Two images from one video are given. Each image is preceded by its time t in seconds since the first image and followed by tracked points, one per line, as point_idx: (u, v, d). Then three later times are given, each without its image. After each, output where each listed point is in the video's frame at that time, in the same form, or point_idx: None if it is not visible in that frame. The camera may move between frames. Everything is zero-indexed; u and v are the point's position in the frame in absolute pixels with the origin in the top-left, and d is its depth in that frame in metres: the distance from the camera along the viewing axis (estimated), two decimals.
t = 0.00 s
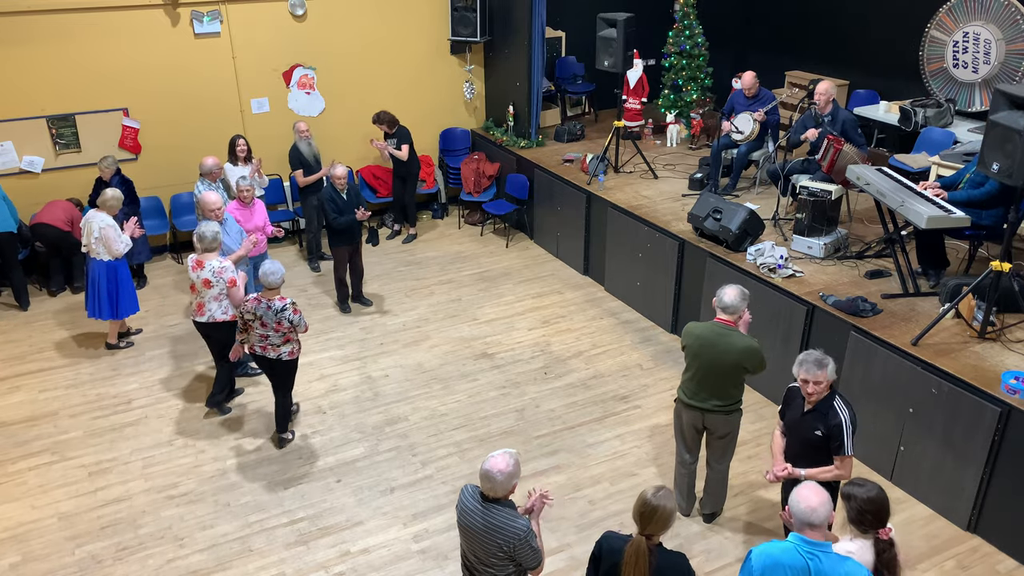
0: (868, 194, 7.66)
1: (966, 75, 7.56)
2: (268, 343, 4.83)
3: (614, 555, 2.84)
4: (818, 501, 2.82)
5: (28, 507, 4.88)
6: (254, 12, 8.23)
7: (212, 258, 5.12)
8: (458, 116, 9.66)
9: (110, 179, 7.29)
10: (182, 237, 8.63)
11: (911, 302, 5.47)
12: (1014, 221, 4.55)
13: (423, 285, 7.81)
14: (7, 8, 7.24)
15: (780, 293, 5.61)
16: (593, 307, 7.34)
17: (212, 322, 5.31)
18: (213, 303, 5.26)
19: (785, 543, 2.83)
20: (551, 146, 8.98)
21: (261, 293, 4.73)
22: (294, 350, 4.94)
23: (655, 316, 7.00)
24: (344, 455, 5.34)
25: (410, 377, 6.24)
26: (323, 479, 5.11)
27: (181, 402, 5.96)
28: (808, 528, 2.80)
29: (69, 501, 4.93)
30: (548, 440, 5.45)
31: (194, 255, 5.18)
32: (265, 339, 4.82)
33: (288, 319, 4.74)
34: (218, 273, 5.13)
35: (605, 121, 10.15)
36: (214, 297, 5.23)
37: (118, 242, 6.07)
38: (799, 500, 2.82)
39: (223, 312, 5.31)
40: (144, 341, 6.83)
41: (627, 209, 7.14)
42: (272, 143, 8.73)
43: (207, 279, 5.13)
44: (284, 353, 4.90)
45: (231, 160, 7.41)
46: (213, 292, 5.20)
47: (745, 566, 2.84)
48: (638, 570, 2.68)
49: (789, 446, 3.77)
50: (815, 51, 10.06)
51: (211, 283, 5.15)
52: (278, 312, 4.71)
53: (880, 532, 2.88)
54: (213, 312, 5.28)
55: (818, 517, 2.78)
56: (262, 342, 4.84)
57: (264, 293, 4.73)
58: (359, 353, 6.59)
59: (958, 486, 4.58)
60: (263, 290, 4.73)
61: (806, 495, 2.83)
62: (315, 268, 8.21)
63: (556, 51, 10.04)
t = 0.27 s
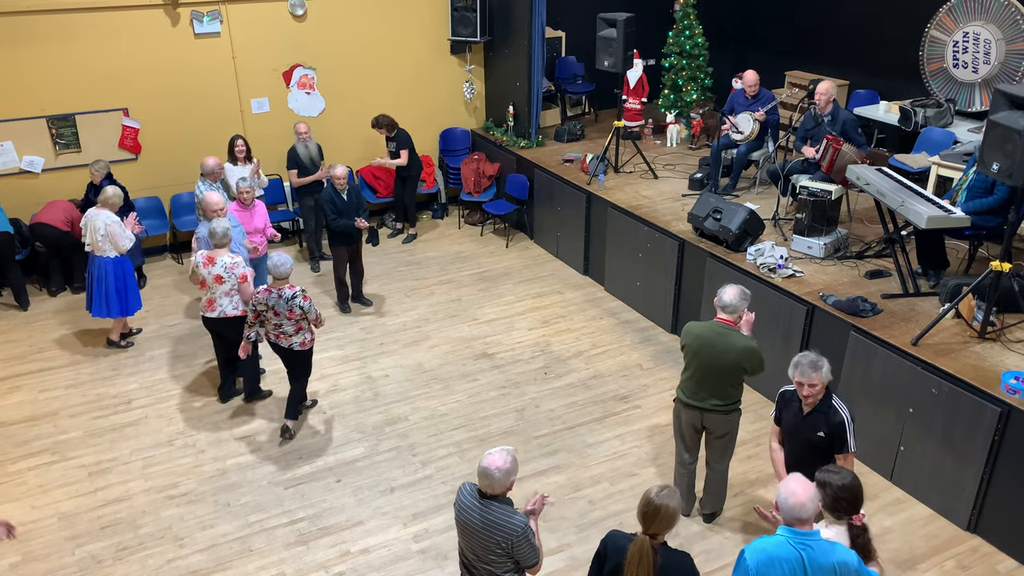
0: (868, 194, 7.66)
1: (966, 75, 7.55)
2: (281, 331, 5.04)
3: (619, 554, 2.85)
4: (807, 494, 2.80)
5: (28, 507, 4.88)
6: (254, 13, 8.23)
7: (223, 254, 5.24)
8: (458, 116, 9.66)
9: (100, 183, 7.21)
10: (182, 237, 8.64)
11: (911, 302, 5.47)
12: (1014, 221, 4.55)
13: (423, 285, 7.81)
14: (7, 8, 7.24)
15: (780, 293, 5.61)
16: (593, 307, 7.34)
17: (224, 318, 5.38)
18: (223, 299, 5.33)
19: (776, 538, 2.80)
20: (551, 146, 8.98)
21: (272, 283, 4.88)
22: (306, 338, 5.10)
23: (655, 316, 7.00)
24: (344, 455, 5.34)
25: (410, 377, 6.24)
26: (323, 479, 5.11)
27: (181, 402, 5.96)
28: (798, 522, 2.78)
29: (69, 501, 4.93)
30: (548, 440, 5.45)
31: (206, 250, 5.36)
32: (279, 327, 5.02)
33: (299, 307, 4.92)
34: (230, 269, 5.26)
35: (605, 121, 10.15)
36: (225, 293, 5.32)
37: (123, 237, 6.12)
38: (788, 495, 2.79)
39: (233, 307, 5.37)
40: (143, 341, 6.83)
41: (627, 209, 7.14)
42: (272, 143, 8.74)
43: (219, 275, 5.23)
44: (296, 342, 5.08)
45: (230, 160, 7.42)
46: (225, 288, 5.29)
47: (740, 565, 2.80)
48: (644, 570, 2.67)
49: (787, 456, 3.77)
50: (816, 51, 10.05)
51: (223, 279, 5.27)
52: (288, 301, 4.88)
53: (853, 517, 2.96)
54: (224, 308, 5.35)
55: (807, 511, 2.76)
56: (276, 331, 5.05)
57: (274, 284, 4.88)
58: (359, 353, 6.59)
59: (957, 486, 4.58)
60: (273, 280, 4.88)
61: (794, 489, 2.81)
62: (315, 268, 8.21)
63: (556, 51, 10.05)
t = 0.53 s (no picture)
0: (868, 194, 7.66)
1: (966, 75, 7.55)
2: (295, 321, 5.14)
3: (619, 549, 2.85)
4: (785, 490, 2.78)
5: (28, 507, 4.88)
6: (254, 13, 8.23)
7: (237, 250, 5.27)
8: (458, 115, 9.66)
9: (87, 185, 7.09)
10: (182, 237, 8.63)
11: (911, 302, 5.47)
12: (1014, 221, 4.55)
13: (423, 285, 7.81)
14: (7, 8, 7.24)
15: (780, 293, 5.61)
16: (593, 307, 7.34)
17: (239, 313, 5.42)
18: (238, 294, 5.36)
19: (753, 529, 2.85)
20: (551, 146, 8.99)
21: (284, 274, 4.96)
22: (318, 328, 5.21)
23: (655, 316, 7.00)
24: (344, 455, 5.34)
25: (410, 377, 6.24)
26: (323, 479, 5.11)
27: (181, 402, 5.96)
28: (775, 515, 2.79)
29: (68, 501, 4.93)
30: (548, 440, 5.45)
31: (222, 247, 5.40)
32: (292, 317, 5.13)
33: (310, 296, 5.00)
34: (245, 264, 5.29)
35: (605, 121, 10.15)
36: (241, 289, 5.35)
37: (131, 234, 6.21)
38: (763, 488, 2.80)
39: (248, 303, 5.41)
40: (143, 341, 6.83)
41: (627, 209, 7.14)
42: (272, 143, 8.74)
43: (235, 271, 5.26)
44: (310, 330, 5.19)
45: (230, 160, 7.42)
46: (241, 284, 5.32)
47: (718, 555, 2.89)
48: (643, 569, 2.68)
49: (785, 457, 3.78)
50: (816, 51, 10.05)
51: (239, 275, 5.29)
52: (300, 291, 4.97)
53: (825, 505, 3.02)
54: (239, 304, 5.39)
55: (783, 506, 2.76)
56: (289, 321, 5.15)
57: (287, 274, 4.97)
58: (359, 353, 6.59)
59: (957, 486, 4.58)
60: (285, 270, 4.95)
61: (771, 483, 2.79)
62: (315, 268, 8.22)
63: (556, 51, 10.04)
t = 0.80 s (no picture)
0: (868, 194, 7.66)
1: (966, 75, 7.55)
2: (315, 313, 5.25)
3: (611, 543, 2.84)
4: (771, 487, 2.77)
5: (28, 507, 4.88)
6: (254, 13, 8.23)
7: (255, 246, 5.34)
8: (458, 116, 9.66)
9: (81, 189, 7.23)
10: (182, 237, 8.62)
11: (911, 302, 5.47)
12: (1014, 221, 4.54)
13: (423, 285, 7.81)
14: (7, 8, 7.24)
15: (780, 293, 5.61)
16: (593, 307, 7.34)
17: (255, 308, 5.46)
18: (255, 290, 5.41)
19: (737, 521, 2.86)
20: (551, 146, 8.99)
21: (306, 268, 5.10)
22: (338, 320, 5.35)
23: (655, 316, 7.00)
24: (344, 455, 5.34)
25: (410, 376, 6.24)
26: (323, 479, 5.11)
27: (181, 402, 5.95)
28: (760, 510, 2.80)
29: (68, 501, 4.93)
30: (548, 440, 5.45)
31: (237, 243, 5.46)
32: (312, 310, 5.24)
33: (329, 292, 5.14)
34: (263, 260, 5.38)
35: (605, 121, 10.15)
36: (259, 285, 5.41)
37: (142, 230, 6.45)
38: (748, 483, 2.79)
39: (265, 298, 5.48)
40: (143, 341, 6.83)
41: (627, 209, 7.14)
42: (272, 143, 8.74)
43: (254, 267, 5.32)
44: (329, 323, 5.31)
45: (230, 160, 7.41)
46: (259, 280, 5.39)
47: (700, 543, 2.91)
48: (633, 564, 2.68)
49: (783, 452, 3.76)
50: (816, 51, 10.05)
51: (256, 270, 5.36)
52: (322, 284, 5.11)
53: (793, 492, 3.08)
54: (256, 299, 5.44)
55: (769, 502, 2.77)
56: (310, 314, 5.25)
57: (309, 268, 5.11)
58: (359, 352, 6.59)
59: (958, 486, 4.58)
60: (308, 265, 5.11)
61: (758, 478, 2.78)
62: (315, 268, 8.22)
63: (556, 51, 10.05)
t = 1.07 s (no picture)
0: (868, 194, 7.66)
1: (966, 75, 7.55)
2: (332, 305, 5.39)
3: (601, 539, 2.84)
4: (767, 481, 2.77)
5: (29, 507, 4.88)
6: (254, 13, 8.23)
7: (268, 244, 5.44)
8: (458, 116, 9.66)
9: (77, 193, 6.92)
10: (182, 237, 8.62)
11: (911, 302, 5.47)
12: (1014, 221, 4.54)
13: (423, 285, 7.81)
14: (7, 8, 7.24)
15: (780, 293, 5.62)
16: (593, 307, 7.34)
17: (267, 305, 5.56)
18: (268, 287, 5.51)
19: (731, 513, 2.87)
20: (551, 146, 8.99)
21: (325, 261, 5.24)
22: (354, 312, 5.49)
23: (655, 316, 7.00)
24: (344, 455, 5.34)
25: (410, 376, 6.24)
26: (323, 479, 5.11)
27: (180, 402, 5.95)
28: (754, 503, 2.80)
29: (68, 501, 4.93)
30: (548, 440, 5.45)
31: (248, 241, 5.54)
32: (329, 302, 5.38)
33: (351, 284, 5.29)
34: (275, 258, 5.48)
35: (605, 121, 10.16)
36: (271, 282, 5.51)
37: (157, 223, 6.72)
38: (745, 476, 2.80)
39: (277, 295, 5.57)
40: (143, 341, 6.83)
41: (627, 209, 7.14)
42: (272, 143, 8.74)
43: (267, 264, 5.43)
44: (346, 314, 5.46)
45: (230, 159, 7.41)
46: (271, 277, 5.49)
47: (692, 534, 2.92)
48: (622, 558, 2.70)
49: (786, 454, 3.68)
50: (815, 51, 10.06)
51: (269, 268, 5.47)
52: (341, 277, 5.26)
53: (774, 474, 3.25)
54: (267, 297, 5.53)
55: (763, 495, 2.76)
56: (326, 305, 5.39)
57: (327, 260, 5.25)
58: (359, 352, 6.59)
59: (958, 486, 4.58)
60: (327, 257, 5.24)
61: (754, 471, 2.79)
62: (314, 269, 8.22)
63: (556, 51, 10.05)
